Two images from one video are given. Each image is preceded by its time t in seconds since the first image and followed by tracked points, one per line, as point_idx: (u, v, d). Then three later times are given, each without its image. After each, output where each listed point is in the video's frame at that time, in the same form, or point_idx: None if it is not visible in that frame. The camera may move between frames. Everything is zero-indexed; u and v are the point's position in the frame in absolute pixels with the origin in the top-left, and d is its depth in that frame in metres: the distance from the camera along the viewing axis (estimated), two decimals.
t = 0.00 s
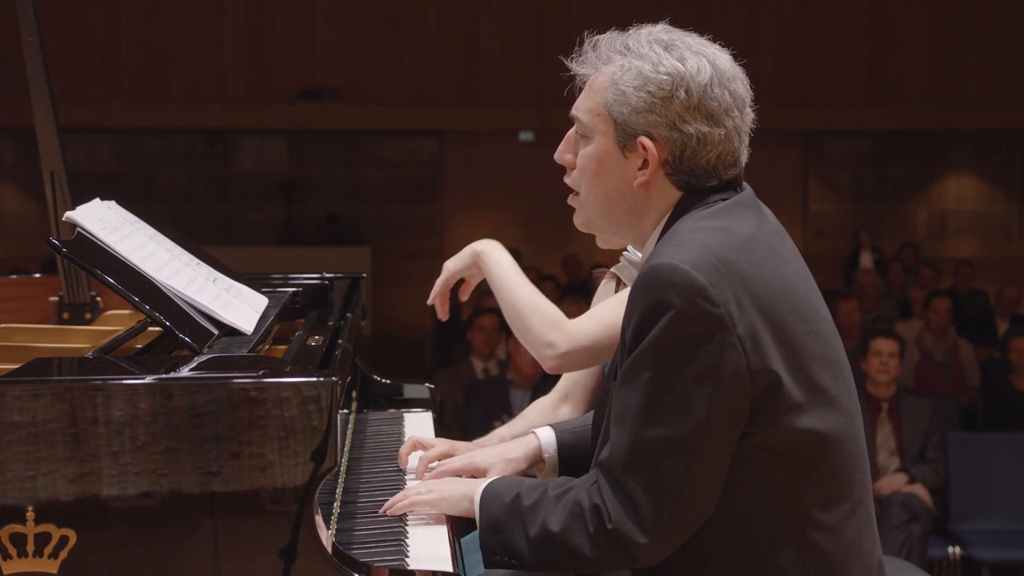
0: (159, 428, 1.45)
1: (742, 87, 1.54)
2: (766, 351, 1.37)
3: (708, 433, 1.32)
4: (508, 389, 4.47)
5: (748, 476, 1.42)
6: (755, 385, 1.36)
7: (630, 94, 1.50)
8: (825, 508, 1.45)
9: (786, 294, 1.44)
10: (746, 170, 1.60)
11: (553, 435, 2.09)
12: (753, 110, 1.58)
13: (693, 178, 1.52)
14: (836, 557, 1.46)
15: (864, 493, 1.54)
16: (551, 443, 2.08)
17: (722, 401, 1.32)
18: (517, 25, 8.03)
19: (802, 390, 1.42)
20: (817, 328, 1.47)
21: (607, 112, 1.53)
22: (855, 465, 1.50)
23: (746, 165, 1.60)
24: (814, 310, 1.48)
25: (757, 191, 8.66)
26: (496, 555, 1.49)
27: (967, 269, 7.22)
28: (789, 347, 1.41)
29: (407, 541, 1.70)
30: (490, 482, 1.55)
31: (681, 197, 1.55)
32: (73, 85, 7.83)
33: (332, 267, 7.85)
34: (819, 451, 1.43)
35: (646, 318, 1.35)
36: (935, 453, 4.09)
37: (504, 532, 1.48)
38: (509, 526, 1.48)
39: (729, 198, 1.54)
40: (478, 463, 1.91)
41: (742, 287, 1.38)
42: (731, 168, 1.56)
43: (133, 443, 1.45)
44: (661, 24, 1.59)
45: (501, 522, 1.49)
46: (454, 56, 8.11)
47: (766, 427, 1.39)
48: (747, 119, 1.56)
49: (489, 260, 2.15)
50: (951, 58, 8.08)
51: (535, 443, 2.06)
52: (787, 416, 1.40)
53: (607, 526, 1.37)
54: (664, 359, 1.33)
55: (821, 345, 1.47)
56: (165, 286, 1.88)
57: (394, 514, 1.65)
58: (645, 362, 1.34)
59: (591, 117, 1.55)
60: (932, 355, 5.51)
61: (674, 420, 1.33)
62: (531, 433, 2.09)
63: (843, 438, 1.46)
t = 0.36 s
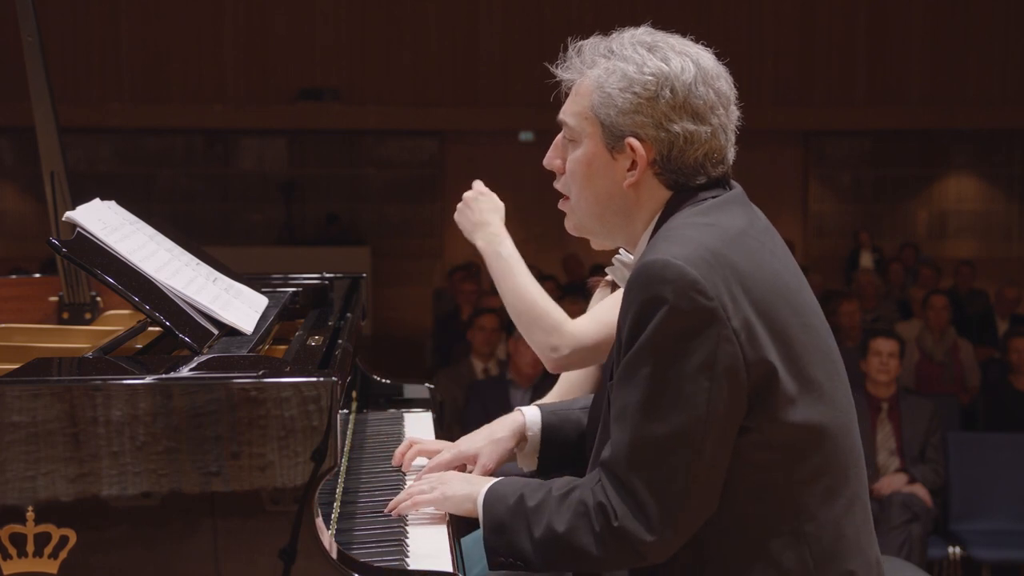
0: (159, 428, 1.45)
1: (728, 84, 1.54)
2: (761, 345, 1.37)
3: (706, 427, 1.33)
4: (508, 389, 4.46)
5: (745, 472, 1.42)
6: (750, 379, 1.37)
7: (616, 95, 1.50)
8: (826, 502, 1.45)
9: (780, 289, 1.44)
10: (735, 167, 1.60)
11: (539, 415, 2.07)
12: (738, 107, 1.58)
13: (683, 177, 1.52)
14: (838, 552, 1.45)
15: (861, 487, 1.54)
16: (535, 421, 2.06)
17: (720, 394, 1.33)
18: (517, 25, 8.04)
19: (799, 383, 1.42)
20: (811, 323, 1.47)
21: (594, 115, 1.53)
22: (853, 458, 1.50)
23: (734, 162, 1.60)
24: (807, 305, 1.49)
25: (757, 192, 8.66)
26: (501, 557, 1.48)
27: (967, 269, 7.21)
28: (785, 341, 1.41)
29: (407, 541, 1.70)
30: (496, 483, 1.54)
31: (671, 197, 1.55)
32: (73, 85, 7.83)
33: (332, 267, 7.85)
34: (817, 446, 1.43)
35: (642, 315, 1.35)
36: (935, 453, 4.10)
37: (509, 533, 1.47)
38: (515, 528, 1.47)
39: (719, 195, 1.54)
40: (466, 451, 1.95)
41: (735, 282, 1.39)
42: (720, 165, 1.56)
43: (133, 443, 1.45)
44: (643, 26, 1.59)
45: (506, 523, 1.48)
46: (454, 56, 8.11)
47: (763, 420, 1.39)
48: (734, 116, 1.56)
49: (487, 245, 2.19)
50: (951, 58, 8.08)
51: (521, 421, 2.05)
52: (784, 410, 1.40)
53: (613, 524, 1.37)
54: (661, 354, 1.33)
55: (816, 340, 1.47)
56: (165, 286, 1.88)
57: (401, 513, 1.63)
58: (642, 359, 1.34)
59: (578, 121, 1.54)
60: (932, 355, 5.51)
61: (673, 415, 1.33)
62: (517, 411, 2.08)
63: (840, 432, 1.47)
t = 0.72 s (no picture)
0: (159, 428, 1.45)
1: (712, 83, 1.55)
2: (757, 335, 1.37)
3: (705, 416, 1.32)
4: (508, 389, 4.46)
5: (743, 464, 1.42)
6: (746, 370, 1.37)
7: (603, 97, 1.50)
8: (824, 495, 1.45)
9: (774, 282, 1.45)
10: (723, 165, 1.60)
11: (523, 396, 2.09)
12: (724, 106, 1.59)
13: (672, 175, 1.52)
14: (837, 545, 1.45)
15: (858, 482, 1.54)
16: (518, 403, 2.07)
17: (718, 383, 1.33)
18: (517, 25, 8.03)
19: (795, 374, 1.42)
20: (805, 315, 1.47)
21: (582, 118, 1.52)
22: (849, 452, 1.50)
23: (723, 160, 1.60)
24: (800, 298, 1.49)
25: (757, 192, 8.66)
26: (503, 556, 1.46)
27: (967, 269, 7.21)
28: (781, 332, 1.41)
29: (407, 541, 1.70)
30: (498, 481, 1.52)
31: (662, 196, 1.55)
32: (73, 85, 7.83)
33: (332, 267, 7.85)
34: (814, 437, 1.43)
35: (639, 306, 1.35)
36: (935, 453, 4.09)
37: (510, 532, 1.45)
38: (515, 526, 1.46)
39: (709, 192, 1.54)
40: (459, 436, 1.92)
41: (731, 273, 1.39)
42: (709, 163, 1.56)
43: (133, 443, 1.45)
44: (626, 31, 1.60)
45: (508, 522, 1.46)
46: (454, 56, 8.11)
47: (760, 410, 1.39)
48: (720, 114, 1.57)
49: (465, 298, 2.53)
50: (951, 58, 8.08)
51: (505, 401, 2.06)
52: (781, 399, 1.40)
53: (615, 516, 1.36)
54: (659, 342, 1.33)
55: (811, 333, 1.47)
56: (165, 286, 1.88)
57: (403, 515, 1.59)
58: (641, 349, 1.34)
59: (566, 125, 1.54)
60: (932, 355, 5.50)
61: (672, 406, 1.33)
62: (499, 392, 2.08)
63: (836, 424, 1.47)
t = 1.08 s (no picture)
0: (159, 428, 1.45)
1: (695, 82, 1.56)
2: (751, 324, 1.37)
3: (702, 402, 1.32)
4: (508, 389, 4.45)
5: (737, 454, 1.42)
6: (741, 359, 1.37)
7: (590, 98, 1.50)
8: (819, 486, 1.44)
9: (767, 274, 1.45)
10: (709, 163, 1.60)
11: (505, 381, 2.01)
12: (707, 106, 1.60)
13: (662, 174, 1.52)
14: (834, 536, 1.45)
15: (854, 476, 1.53)
16: (501, 385, 2.00)
17: (712, 370, 1.33)
18: (517, 25, 8.04)
19: (790, 365, 1.42)
20: (798, 307, 1.47)
21: (570, 122, 1.52)
22: (844, 444, 1.49)
23: (709, 158, 1.60)
24: (793, 292, 1.49)
25: (757, 192, 8.66)
26: (500, 550, 1.45)
27: (967, 269, 7.21)
28: (775, 323, 1.41)
29: (407, 541, 1.69)
30: (496, 479, 1.52)
31: (652, 196, 1.54)
32: (73, 85, 7.82)
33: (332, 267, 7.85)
34: (811, 428, 1.43)
35: (634, 294, 1.35)
36: (935, 453, 4.09)
37: (508, 527, 1.45)
38: (513, 521, 1.45)
39: (698, 189, 1.55)
40: (442, 421, 1.86)
41: (724, 263, 1.39)
42: (696, 162, 1.56)
43: (133, 443, 1.45)
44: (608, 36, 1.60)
45: (507, 518, 1.45)
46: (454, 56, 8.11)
47: (755, 400, 1.39)
48: (704, 113, 1.58)
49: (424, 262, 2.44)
50: (951, 58, 8.09)
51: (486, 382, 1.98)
52: (776, 388, 1.39)
53: (611, 503, 1.35)
54: (654, 330, 1.33)
55: (805, 325, 1.47)
56: (165, 286, 1.88)
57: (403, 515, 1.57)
58: (637, 337, 1.34)
59: (554, 131, 1.53)
60: (932, 354, 5.50)
61: (667, 393, 1.33)
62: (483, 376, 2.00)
63: (831, 416, 1.47)
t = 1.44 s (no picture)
0: (159, 428, 1.45)
1: (674, 87, 1.57)
2: (745, 317, 1.37)
3: (699, 392, 1.31)
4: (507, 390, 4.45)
5: (733, 447, 1.42)
6: (735, 350, 1.37)
7: (574, 106, 1.50)
8: (816, 478, 1.44)
9: (760, 268, 1.45)
10: (695, 167, 1.61)
11: (494, 397, 1.99)
12: (689, 110, 1.61)
13: (650, 176, 1.51)
14: (833, 530, 1.44)
15: (851, 470, 1.52)
16: (488, 402, 1.97)
17: (707, 360, 1.32)
18: (517, 25, 8.04)
19: (785, 357, 1.42)
20: (791, 302, 1.48)
21: (556, 131, 1.52)
22: (841, 437, 1.49)
23: (694, 161, 1.60)
24: (786, 287, 1.50)
25: (757, 192, 8.67)
26: (484, 516, 1.45)
27: (967, 269, 7.20)
28: (770, 315, 1.41)
29: (407, 542, 1.70)
30: (487, 442, 1.52)
31: (642, 200, 1.54)
32: (73, 85, 7.82)
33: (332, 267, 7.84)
34: (808, 420, 1.42)
35: (629, 286, 1.35)
36: (935, 453, 4.08)
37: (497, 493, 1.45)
38: (501, 488, 1.45)
39: (685, 190, 1.54)
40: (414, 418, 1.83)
41: (716, 255, 1.39)
42: (682, 164, 1.57)
43: (133, 443, 1.45)
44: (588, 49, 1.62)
45: (497, 483, 1.45)
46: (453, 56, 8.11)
47: (751, 390, 1.38)
48: (686, 117, 1.59)
49: (403, 261, 2.40)
50: (950, 58, 8.09)
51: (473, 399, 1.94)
52: (772, 379, 1.39)
53: (610, 491, 1.34)
54: (650, 321, 1.33)
55: (798, 318, 1.47)
56: (165, 286, 1.88)
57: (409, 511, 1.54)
58: (632, 328, 1.33)
59: (542, 143, 1.54)
60: (932, 355, 5.50)
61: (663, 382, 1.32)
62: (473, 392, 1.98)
63: (827, 410, 1.46)
